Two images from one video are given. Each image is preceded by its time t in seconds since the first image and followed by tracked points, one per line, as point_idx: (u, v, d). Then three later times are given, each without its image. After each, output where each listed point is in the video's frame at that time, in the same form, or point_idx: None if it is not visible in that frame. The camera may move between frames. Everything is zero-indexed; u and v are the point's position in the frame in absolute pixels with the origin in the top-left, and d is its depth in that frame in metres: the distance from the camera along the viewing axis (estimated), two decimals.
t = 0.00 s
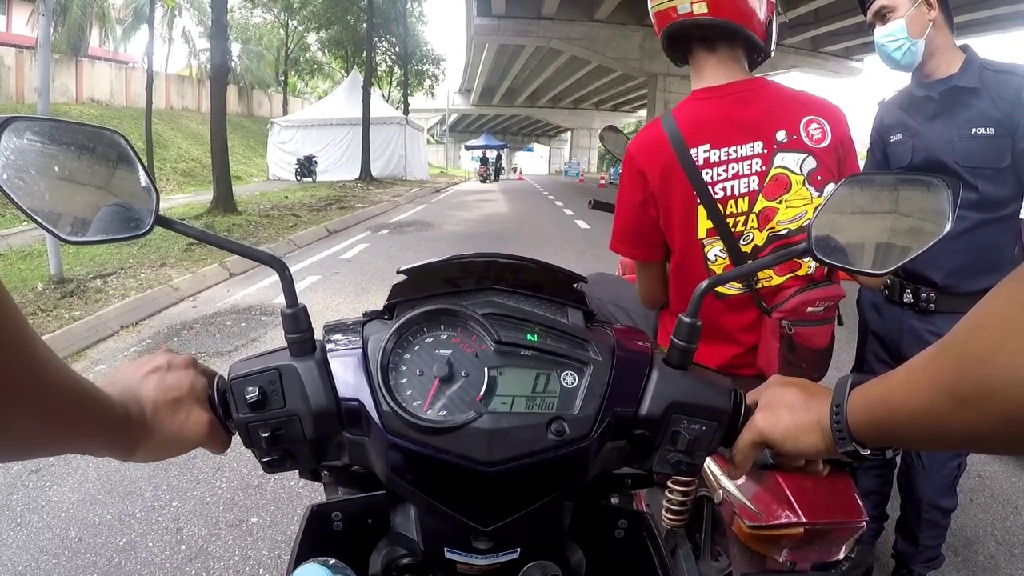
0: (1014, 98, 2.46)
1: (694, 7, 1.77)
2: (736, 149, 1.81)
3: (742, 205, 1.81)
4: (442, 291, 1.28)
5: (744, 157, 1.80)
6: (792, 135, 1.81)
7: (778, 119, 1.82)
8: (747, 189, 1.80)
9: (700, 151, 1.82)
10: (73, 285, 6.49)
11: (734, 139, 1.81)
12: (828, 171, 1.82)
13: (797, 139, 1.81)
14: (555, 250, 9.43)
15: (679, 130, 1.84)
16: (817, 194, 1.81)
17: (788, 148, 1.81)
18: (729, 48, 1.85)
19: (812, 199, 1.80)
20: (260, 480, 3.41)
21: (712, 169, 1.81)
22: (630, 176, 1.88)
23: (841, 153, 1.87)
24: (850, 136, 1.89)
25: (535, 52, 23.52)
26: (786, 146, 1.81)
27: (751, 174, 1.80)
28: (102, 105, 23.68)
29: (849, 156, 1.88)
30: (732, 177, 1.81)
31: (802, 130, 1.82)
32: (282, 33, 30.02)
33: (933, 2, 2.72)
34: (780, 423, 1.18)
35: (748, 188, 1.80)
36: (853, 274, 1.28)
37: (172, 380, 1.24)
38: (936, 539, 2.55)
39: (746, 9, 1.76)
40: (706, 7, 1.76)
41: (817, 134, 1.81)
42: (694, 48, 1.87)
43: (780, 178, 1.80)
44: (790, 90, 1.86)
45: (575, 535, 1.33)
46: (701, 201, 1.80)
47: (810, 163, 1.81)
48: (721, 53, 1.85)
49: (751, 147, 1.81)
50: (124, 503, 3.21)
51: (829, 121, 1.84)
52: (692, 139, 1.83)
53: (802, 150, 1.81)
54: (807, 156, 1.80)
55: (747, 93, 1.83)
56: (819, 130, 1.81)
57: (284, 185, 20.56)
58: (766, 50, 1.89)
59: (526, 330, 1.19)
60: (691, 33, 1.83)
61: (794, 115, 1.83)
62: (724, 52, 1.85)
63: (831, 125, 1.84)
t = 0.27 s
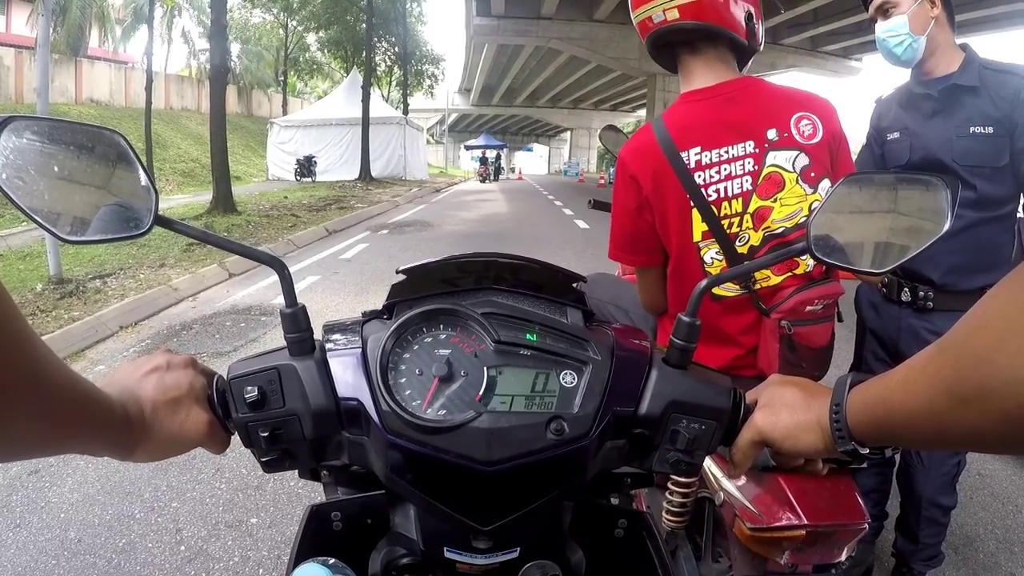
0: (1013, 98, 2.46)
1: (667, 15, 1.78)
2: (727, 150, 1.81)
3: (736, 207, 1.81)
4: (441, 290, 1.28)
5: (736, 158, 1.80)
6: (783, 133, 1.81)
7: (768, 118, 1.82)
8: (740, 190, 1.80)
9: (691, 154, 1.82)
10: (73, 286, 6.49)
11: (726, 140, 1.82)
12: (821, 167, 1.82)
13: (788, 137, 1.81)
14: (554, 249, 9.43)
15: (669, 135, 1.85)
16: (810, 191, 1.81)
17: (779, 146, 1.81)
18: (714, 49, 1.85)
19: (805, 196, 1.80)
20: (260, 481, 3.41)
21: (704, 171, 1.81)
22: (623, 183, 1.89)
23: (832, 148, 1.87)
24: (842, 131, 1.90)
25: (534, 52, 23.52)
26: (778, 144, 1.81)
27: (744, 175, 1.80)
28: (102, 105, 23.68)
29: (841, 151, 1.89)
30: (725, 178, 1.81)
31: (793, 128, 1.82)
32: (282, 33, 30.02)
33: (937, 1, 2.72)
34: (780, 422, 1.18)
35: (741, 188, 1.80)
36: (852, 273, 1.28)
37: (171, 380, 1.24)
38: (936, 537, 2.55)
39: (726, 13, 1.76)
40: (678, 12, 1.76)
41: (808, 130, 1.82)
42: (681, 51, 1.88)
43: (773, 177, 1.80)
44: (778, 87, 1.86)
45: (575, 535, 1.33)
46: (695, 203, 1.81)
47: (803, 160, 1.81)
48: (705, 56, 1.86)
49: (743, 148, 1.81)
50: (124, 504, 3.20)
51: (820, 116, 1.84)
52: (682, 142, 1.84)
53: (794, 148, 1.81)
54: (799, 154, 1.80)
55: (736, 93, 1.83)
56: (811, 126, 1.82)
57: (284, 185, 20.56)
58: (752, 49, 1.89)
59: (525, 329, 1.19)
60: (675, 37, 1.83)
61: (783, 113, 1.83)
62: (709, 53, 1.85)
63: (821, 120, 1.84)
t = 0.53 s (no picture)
0: (1012, 98, 2.47)
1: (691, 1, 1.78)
2: (727, 148, 1.82)
3: (735, 204, 1.81)
4: (440, 290, 1.28)
5: (735, 156, 1.81)
6: (783, 132, 1.82)
7: (768, 116, 1.82)
8: (740, 187, 1.80)
9: (691, 151, 1.83)
10: (72, 286, 6.50)
11: (725, 138, 1.82)
12: (820, 167, 1.83)
13: (788, 135, 1.82)
14: (553, 250, 9.45)
15: (668, 131, 1.85)
16: (809, 190, 1.81)
17: (779, 145, 1.81)
18: (718, 46, 1.86)
19: (804, 195, 1.81)
20: (258, 481, 3.42)
21: (704, 168, 1.82)
22: (621, 178, 1.89)
23: (831, 147, 1.88)
24: (841, 131, 1.90)
25: (534, 52, 23.54)
26: (777, 143, 1.82)
27: (743, 172, 1.80)
28: (101, 105, 23.69)
29: (839, 151, 1.89)
30: (725, 176, 1.81)
31: (793, 127, 1.83)
32: (281, 33, 30.04)
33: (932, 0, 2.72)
34: (778, 421, 1.19)
35: (741, 186, 1.80)
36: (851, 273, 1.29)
37: (171, 378, 1.24)
38: (936, 536, 2.56)
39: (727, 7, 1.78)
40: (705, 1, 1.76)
41: (808, 130, 1.82)
42: (682, 46, 1.89)
43: (772, 175, 1.81)
44: (779, 86, 1.87)
45: (573, 534, 1.33)
46: (694, 200, 1.81)
47: (802, 159, 1.81)
48: (705, 50, 1.86)
49: (743, 146, 1.81)
50: (122, 504, 3.21)
51: (819, 116, 1.85)
52: (682, 139, 1.84)
53: (793, 147, 1.82)
54: (798, 152, 1.81)
55: (736, 90, 1.84)
56: (810, 125, 1.82)
57: (283, 185, 20.57)
58: (753, 47, 1.90)
59: (524, 328, 1.19)
60: (678, 29, 1.84)
61: (784, 112, 1.84)
62: (713, 50, 1.86)
63: (821, 119, 1.85)
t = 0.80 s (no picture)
0: (1007, 102, 2.48)
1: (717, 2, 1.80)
2: (732, 154, 1.83)
3: (737, 211, 1.83)
4: (445, 299, 1.29)
5: (740, 163, 1.83)
6: (790, 142, 1.84)
7: (776, 125, 1.84)
8: (742, 195, 1.83)
9: (697, 154, 1.85)
10: (72, 288, 6.51)
11: (731, 145, 1.84)
12: (822, 179, 1.84)
13: (794, 146, 1.83)
14: (553, 256, 9.46)
15: (675, 132, 1.87)
16: (810, 203, 1.83)
17: (785, 155, 1.83)
18: (734, 50, 1.88)
19: (805, 207, 1.83)
20: (257, 485, 3.42)
21: (708, 173, 1.84)
22: (625, 177, 1.91)
23: (836, 162, 1.89)
24: (846, 145, 1.92)
25: (534, 58, 23.60)
26: (783, 153, 1.83)
27: (747, 180, 1.82)
28: (101, 108, 23.72)
29: (845, 165, 1.91)
30: (728, 182, 1.83)
31: (800, 138, 1.84)
32: (282, 38, 30.11)
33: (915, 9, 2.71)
34: (777, 430, 1.20)
35: (744, 194, 1.83)
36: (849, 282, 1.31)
37: (178, 383, 1.25)
38: (935, 542, 2.57)
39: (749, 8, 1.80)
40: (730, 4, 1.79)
41: (814, 143, 1.84)
42: (695, 46, 1.90)
43: (775, 184, 1.82)
44: (789, 96, 1.89)
45: (573, 540, 1.35)
46: (696, 205, 1.83)
47: (806, 171, 1.83)
48: (722, 51, 1.87)
49: (748, 153, 1.83)
50: (120, 506, 3.21)
51: (825, 128, 1.87)
52: (689, 142, 1.86)
53: (800, 158, 1.83)
54: (803, 164, 1.83)
55: (748, 96, 1.85)
56: (817, 139, 1.84)
57: (282, 190, 20.59)
58: (764, 58, 1.92)
59: (527, 337, 1.21)
60: (696, 29, 1.85)
61: (793, 122, 1.85)
62: (728, 53, 1.88)
63: (827, 133, 1.87)
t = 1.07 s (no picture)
0: (1004, 104, 2.47)
1: (710, 3, 1.80)
2: (733, 156, 1.83)
3: (737, 213, 1.83)
4: (441, 303, 1.29)
5: (741, 165, 1.82)
6: (791, 144, 1.83)
7: (779, 128, 1.84)
8: (743, 198, 1.82)
9: (698, 157, 1.84)
10: (72, 294, 6.51)
11: (732, 147, 1.84)
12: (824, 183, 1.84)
13: (795, 148, 1.83)
14: (553, 259, 9.46)
15: (676, 133, 1.87)
16: (811, 205, 1.83)
17: (786, 157, 1.83)
18: (734, 52, 1.87)
19: (805, 209, 1.83)
20: (258, 490, 3.42)
21: (709, 175, 1.84)
22: (625, 179, 1.91)
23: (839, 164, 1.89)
24: (847, 147, 1.92)
25: (533, 62, 23.63)
26: (785, 155, 1.83)
27: (748, 182, 1.82)
28: (102, 114, 23.76)
29: (845, 166, 1.91)
30: (729, 185, 1.83)
31: (802, 140, 1.84)
32: (282, 43, 30.16)
33: (907, 14, 2.70)
34: (775, 431, 1.20)
35: (745, 196, 1.82)
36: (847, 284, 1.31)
37: (175, 389, 1.25)
38: (934, 544, 2.56)
39: (755, 10, 1.80)
40: (723, 4, 1.79)
41: (816, 144, 1.84)
42: (697, 47, 1.90)
43: (778, 187, 1.82)
44: (794, 98, 1.88)
45: (573, 543, 1.35)
46: (697, 208, 1.83)
47: (807, 173, 1.83)
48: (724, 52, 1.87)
49: (749, 155, 1.83)
50: (121, 512, 3.21)
51: (826, 129, 1.86)
52: (690, 144, 1.85)
53: (801, 160, 1.83)
54: (804, 167, 1.83)
55: (751, 98, 1.84)
56: (819, 140, 1.84)
57: (283, 195, 20.61)
58: (770, 57, 1.90)
59: (524, 341, 1.20)
60: (696, 28, 1.86)
61: (795, 125, 1.85)
62: (728, 54, 1.88)
63: (829, 135, 1.86)
